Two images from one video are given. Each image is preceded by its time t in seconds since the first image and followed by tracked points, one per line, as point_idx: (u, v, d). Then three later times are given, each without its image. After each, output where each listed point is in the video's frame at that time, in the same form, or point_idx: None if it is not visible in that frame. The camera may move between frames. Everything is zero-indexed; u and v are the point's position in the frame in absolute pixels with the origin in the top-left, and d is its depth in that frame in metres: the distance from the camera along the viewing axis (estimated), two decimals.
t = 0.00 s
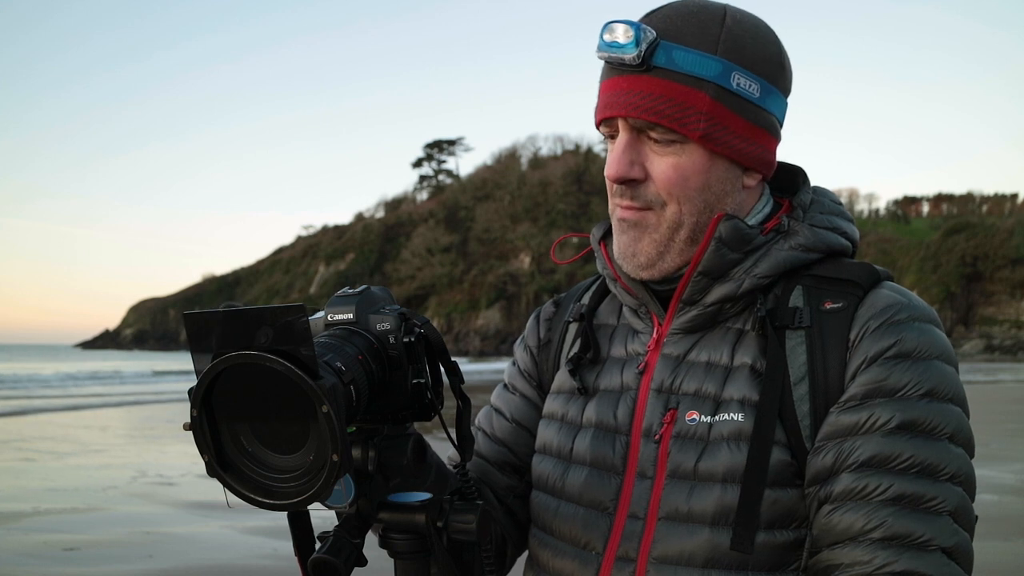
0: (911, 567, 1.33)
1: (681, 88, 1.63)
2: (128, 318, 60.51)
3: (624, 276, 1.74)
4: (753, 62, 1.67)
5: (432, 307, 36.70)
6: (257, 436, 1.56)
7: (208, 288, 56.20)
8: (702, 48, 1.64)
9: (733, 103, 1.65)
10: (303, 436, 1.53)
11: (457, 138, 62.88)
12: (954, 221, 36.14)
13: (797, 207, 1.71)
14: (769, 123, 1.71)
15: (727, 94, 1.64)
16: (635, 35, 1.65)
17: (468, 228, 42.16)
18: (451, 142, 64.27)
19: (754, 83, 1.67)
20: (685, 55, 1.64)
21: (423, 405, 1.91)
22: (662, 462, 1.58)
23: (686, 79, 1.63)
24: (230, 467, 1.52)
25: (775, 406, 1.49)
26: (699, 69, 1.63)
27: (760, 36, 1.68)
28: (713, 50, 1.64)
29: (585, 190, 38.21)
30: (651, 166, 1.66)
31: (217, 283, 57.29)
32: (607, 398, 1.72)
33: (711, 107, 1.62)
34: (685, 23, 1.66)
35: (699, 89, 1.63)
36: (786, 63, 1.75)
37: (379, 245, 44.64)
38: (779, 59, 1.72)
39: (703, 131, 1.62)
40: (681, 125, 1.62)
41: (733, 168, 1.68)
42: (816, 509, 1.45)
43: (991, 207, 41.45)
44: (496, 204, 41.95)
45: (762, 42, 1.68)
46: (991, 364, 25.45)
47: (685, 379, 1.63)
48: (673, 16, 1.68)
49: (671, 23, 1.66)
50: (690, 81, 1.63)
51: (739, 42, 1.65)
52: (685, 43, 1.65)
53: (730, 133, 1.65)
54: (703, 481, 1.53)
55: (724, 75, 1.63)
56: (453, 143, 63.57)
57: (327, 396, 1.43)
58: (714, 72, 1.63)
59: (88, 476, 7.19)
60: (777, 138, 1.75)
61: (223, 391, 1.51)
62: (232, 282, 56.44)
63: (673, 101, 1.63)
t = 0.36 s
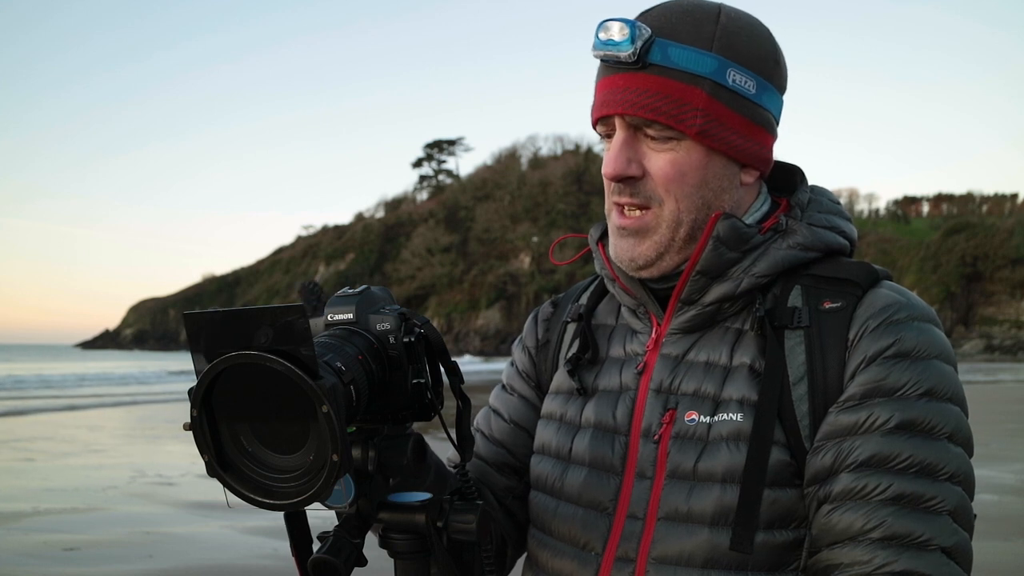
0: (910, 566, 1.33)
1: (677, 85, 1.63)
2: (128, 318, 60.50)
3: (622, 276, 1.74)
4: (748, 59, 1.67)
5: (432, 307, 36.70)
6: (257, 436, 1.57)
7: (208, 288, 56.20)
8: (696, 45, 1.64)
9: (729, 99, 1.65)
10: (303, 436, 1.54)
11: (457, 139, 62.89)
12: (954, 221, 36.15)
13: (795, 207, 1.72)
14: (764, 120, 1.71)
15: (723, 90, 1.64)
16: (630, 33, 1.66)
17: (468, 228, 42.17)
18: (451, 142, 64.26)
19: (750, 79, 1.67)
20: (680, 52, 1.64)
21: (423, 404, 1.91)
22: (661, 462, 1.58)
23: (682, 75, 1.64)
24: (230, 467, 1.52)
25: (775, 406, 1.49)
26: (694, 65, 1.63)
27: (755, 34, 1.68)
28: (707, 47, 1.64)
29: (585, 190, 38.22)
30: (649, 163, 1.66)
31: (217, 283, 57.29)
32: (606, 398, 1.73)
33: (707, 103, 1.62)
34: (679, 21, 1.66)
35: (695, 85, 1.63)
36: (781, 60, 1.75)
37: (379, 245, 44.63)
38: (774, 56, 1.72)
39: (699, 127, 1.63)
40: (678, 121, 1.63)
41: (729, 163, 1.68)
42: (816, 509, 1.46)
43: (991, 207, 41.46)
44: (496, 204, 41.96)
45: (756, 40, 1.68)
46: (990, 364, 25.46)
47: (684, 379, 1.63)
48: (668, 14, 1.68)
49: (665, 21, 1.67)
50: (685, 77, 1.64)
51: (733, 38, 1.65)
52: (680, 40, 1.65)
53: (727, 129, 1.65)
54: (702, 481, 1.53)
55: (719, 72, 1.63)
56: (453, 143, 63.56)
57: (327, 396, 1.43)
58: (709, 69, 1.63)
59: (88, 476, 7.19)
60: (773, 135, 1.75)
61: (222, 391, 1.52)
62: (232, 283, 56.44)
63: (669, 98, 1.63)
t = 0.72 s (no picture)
0: (910, 566, 1.33)
1: (674, 83, 1.64)
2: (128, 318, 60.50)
3: (621, 277, 1.75)
4: (744, 57, 1.67)
5: (432, 307, 36.70)
6: (257, 436, 1.57)
7: (208, 288, 56.19)
8: (693, 43, 1.64)
9: (726, 97, 1.65)
10: (302, 436, 1.54)
11: (457, 139, 62.88)
12: (954, 222, 36.14)
13: (794, 207, 1.72)
14: (761, 117, 1.71)
15: (720, 88, 1.64)
16: (626, 31, 1.66)
17: (468, 228, 42.16)
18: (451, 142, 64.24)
19: (746, 77, 1.67)
20: (676, 50, 1.64)
21: (423, 404, 1.91)
22: (661, 462, 1.59)
23: (679, 73, 1.64)
24: (230, 467, 1.52)
25: (774, 406, 1.49)
26: (691, 63, 1.63)
27: (751, 32, 1.68)
28: (704, 45, 1.64)
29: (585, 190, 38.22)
30: (647, 162, 1.66)
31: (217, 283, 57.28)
32: (606, 398, 1.73)
33: (704, 101, 1.63)
34: (676, 20, 1.67)
35: (692, 83, 1.63)
36: (778, 58, 1.75)
37: (379, 245, 44.62)
38: (770, 54, 1.72)
39: (697, 124, 1.63)
40: (675, 119, 1.63)
41: (727, 160, 1.69)
42: (815, 509, 1.46)
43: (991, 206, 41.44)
44: (496, 204, 41.95)
45: (753, 38, 1.68)
46: (990, 364, 25.43)
47: (684, 379, 1.63)
48: (663, 13, 1.68)
49: (661, 20, 1.67)
50: (682, 75, 1.64)
51: (730, 37, 1.65)
52: (676, 38, 1.65)
53: (724, 126, 1.65)
54: (701, 481, 1.53)
55: (716, 69, 1.64)
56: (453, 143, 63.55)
57: (327, 396, 1.43)
58: (706, 67, 1.63)
59: (88, 476, 7.18)
60: (770, 133, 1.75)
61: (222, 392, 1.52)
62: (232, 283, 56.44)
63: (666, 96, 1.63)
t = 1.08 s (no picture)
0: (910, 567, 1.33)
1: (673, 81, 1.63)
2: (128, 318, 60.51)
3: (621, 277, 1.75)
4: (742, 55, 1.67)
5: (432, 307, 36.69)
6: (257, 436, 1.57)
7: (208, 288, 56.18)
8: (692, 41, 1.65)
9: (725, 95, 1.65)
10: (303, 436, 1.54)
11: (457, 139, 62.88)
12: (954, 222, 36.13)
13: (794, 207, 1.72)
14: (760, 115, 1.71)
15: (718, 87, 1.64)
16: (625, 30, 1.66)
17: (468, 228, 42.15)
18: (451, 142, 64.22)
19: (745, 75, 1.67)
20: (674, 49, 1.64)
21: (423, 404, 1.92)
22: (661, 462, 1.59)
23: (678, 71, 1.64)
24: (230, 467, 1.52)
25: (774, 406, 1.49)
26: (689, 61, 1.63)
27: (749, 32, 1.69)
28: (702, 43, 1.64)
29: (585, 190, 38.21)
30: (646, 160, 1.66)
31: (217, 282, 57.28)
32: (606, 399, 1.73)
33: (703, 99, 1.63)
34: (674, 18, 1.67)
35: (690, 81, 1.63)
36: (776, 57, 1.75)
37: (379, 245, 44.60)
38: (769, 53, 1.72)
39: (697, 122, 1.63)
40: (675, 117, 1.62)
41: (726, 158, 1.69)
42: (815, 510, 1.46)
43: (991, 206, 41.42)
44: (496, 204, 41.97)
45: (751, 38, 1.68)
46: (990, 364, 25.41)
47: (684, 379, 1.63)
48: (662, 12, 1.69)
49: (659, 18, 1.67)
50: (681, 73, 1.64)
51: (728, 36, 1.66)
52: (675, 37, 1.65)
53: (724, 124, 1.65)
54: (702, 481, 1.53)
55: (714, 68, 1.64)
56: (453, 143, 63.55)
57: (327, 396, 1.43)
58: (704, 65, 1.63)
59: (88, 476, 7.18)
60: (769, 131, 1.75)
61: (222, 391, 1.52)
62: (232, 283, 56.43)
63: (665, 94, 1.63)
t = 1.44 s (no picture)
0: (911, 569, 1.33)
1: (707, 70, 1.63)
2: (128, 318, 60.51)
3: (624, 276, 1.76)
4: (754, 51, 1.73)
5: (432, 307, 36.69)
6: (257, 436, 1.57)
7: (208, 288, 56.17)
8: (717, 33, 1.67)
9: (746, 87, 1.69)
10: (302, 436, 1.54)
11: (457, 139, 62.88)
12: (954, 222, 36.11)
13: (793, 206, 1.71)
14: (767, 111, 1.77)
15: (742, 78, 1.68)
16: (660, 17, 1.65)
17: (468, 228, 42.14)
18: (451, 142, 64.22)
19: (757, 70, 1.73)
20: (705, 38, 1.65)
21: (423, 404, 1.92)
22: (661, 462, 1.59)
23: (710, 60, 1.64)
24: (230, 467, 1.52)
25: (774, 406, 1.49)
26: (719, 51, 1.65)
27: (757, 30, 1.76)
28: (724, 36, 1.68)
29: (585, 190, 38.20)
30: (678, 153, 1.63)
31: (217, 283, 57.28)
32: (606, 399, 1.73)
33: (733, 89, 1.65)
34: (699, 10, 1.68)
35: (722, 71, 1.65)
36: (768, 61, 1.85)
37: (379, 245, 44.59)
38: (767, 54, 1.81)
39: (730, 112, 1.64)
40: (712, 105, 1.62)
41: (746, 151, 1.71)
42: (815, 511, 1.46)
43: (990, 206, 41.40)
44: (496, 204, 41.97)
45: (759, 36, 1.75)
46: (990, 364, 25.37)
47: (685, 380, 1.63)
48: (684, 3, 1.69)
49: (685, 9, 1.68)
50: (713, 62, 1.64)
51: (743, 32, 1.71)
52: (702, 28, 1.67)
53: (747, 115, 1.68)
54: (701, 482, 1.53)
55: (738, 60, 1.68)
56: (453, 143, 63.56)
57: (327, 396, 1.43)
58: (730, 56, 1.67)
59: (88, 477, 7.18)
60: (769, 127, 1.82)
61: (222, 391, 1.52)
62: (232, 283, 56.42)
63: (702, 82, 1.62)
